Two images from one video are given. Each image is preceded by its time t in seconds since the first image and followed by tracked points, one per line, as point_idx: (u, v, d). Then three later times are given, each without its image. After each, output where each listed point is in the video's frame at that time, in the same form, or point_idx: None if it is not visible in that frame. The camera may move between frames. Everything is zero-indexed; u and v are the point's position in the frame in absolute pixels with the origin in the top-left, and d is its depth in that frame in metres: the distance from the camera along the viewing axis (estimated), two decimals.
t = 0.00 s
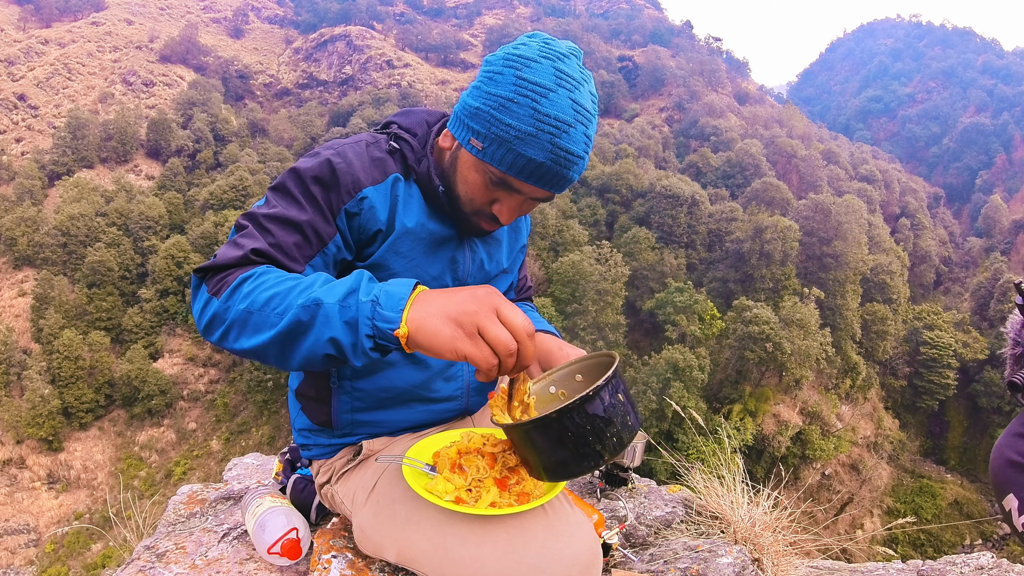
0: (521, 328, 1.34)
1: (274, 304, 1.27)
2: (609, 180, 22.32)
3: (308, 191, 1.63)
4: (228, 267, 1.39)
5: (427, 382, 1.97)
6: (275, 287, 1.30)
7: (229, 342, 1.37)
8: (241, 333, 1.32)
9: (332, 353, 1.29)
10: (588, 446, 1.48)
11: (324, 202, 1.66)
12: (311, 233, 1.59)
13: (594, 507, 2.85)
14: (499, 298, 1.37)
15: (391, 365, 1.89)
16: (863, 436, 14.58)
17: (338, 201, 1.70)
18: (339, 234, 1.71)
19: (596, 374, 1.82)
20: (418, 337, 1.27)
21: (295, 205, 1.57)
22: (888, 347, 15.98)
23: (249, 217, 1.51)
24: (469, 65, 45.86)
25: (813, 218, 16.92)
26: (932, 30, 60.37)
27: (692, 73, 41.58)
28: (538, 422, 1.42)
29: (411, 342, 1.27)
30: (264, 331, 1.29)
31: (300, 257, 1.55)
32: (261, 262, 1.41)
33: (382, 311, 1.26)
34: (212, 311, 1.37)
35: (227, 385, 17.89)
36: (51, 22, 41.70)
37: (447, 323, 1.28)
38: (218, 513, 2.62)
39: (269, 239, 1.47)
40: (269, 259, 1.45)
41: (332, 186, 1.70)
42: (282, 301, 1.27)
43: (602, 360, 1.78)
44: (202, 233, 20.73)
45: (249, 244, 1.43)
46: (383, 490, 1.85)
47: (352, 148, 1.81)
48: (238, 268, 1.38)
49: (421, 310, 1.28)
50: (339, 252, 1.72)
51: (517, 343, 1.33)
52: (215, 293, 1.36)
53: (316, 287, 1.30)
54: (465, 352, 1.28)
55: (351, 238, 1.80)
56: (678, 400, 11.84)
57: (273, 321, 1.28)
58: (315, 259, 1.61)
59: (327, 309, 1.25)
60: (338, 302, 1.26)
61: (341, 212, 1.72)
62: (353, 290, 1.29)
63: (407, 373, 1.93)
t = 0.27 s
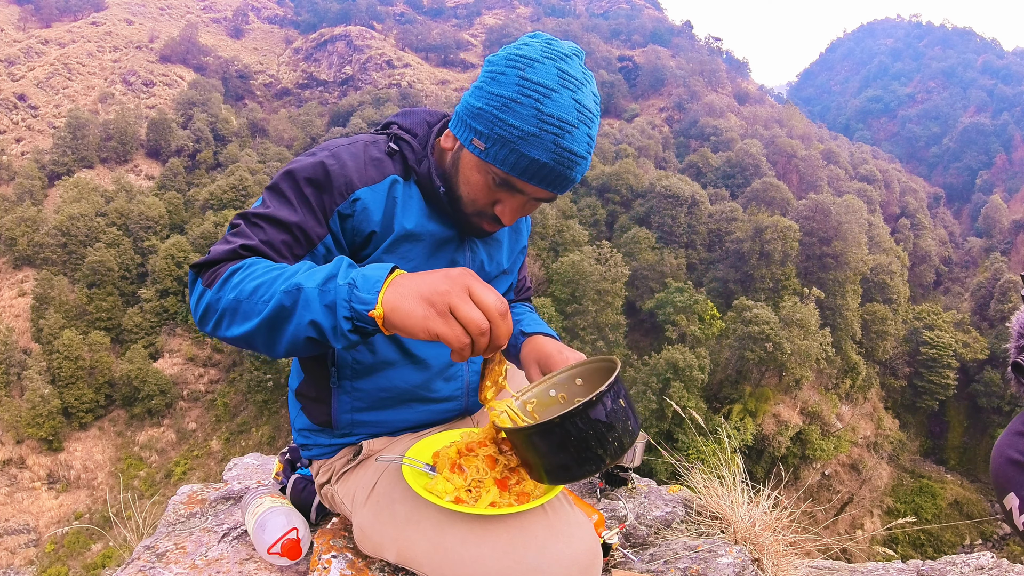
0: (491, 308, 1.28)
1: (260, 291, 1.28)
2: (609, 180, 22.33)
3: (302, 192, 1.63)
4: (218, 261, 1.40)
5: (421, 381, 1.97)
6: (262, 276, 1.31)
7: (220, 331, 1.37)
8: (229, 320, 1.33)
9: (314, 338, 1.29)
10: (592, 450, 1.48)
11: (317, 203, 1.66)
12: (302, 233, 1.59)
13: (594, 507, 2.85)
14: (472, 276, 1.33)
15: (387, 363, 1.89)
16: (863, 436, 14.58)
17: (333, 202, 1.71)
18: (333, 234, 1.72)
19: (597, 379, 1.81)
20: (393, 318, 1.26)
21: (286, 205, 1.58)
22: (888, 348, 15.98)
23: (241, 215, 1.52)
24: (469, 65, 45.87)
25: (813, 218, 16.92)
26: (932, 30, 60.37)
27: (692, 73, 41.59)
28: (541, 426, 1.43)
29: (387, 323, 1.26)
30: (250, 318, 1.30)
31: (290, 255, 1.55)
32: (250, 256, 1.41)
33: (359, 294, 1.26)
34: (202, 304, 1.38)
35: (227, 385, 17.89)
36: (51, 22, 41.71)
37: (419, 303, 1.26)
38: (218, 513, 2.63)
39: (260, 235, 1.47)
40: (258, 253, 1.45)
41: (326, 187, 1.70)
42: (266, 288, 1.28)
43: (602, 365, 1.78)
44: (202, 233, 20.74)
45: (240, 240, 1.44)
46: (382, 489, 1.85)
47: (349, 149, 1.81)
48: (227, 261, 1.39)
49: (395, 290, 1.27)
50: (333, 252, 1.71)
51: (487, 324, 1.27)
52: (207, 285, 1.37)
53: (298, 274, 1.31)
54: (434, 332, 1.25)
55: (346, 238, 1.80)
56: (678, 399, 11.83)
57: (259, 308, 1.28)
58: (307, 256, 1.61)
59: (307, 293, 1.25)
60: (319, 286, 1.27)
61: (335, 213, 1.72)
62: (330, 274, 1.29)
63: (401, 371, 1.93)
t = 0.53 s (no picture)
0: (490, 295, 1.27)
1: (259, 298, 1.27)
2: (609, 180, 22.34)
3: (303, 196, 1.62)
4: (220, 268, 1.40)
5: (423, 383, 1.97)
6: (262, 282, 1.31)
7: (224, 339, 1.38)
8: (234, 327, 1.33)
9: (312, 343, 1.28)
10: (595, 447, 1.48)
11: (318, 205, 1.66)
12: (303, 236, 1.58)
13: (595, 507, 2.85)
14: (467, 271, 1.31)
15: (388, 364, 1.89)
16: (863, 436, 14.57)
17: (334, 204, 1.71)
18: (335, 237, 1.72)
19: (599, 379, 1.81)
20: (390, 319, 1.25)
21: (289, 209, 1.57)
22: (888, 347, 15.98)
23: (242, 221, 1.52)
24: (469, 65, 45.87)
25: (813, 218, 16.93)
26: (932, 30, 60.40)
27: (692, 73, 41.60)
28: (543, 420, 1.43)
29: (384, 324, 1.25)
30: (251, 325, 1.29)
31: (292, 260, 1.54)
32: (251, 262, 1.41)
33: (355, 297, 1.26)
34: (205, 311, 1.38)
35: (227, 385, 17.90)
36: (52, 22, 41.71)
37: (412, 296, 1.24)
38: (218, 513, 2.62)
39: (261, 241, 1.47)
40: (260, 260, 1.44)
41: (327, 189, 1.69)
42: (266, 293, 1.27)
43: (605, 365, 1.78)
44: (202, 233, 20.75)
45: (242, 247, 1.44)
46: (382, 490, 1.85)
47: (349, 150, 1.81)
48: (231, 267, 1.39)
49: (394, 289, 1.27)
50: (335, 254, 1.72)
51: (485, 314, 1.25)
52: (209, 292, 1.37)
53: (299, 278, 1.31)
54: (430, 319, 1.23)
55: (347, 240, 1.80)
56: (678, 400, 11.84)
57: (258, 314, 1.28)
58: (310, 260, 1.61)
59: (305, 298, 1.25)
60: (317, 291, 1.27)
61: (336, 215, 1.72)
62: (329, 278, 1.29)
63: (402, 373, 1.93)
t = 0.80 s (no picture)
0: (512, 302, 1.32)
1: (270, 307, 1.27)
2: (609, 180, 22.33)
3: (307, 198, 1.62)
4: (227, 275, 1.39)
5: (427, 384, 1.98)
6: (271, 291, 1.30)
7: (232, 347, 1.37)
8: (243, 336, 1.32)
9: (324, 352, 1.29)
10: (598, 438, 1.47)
11: (322, 207, 1.66)
12: (309, 239, 1.58)
13: (594, 507, 2.85)
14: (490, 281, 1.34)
15: (390, 365, 1.88)
16: (863, 436, 14.56)
17: (337, 206, 1.70)
18: (338, 239, 1.72)
19: (601, 374, 1.83)
20: (407, 327, 1.25)
21: (294, 211, 1.57)
22: (888, 348, 15.99)
23: (247, 225, 1.50)
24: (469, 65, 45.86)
25: (813, 218, 16.93)
26: (932, 30, 60.38)
27: (692, 73, 41.60)
28: (547, 413, 1.42)
29: (401, 332, 1.26)
30: (261, 334, 1.29)
31: (299, 264, 1.54)
32: (259, 269, 1.41)
33: (370, 304, 1.26)
34: (213, 318, 1.37)
35: (227, 385, 17.91)
36: (52, 22, 41.71)
37: (431, 301, 1.26)
38: (218, 513, 2.62)
39: (268, 246, 1.46)
40: (267, 265, 1.44)
41: (330, 191, 1.68)
42: (277, 302, 1.27)
43: (606, 359, 1.79)
44: (202, 233, 20.74)
45: (249, 252, 1.43)
46: (382, 490, 1.85)
47: (350, 151, 1.81)
48: (239, 274, 1.39)
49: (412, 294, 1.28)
50: (338, 256, 1.72)
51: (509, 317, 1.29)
52: (216, 300, 1.37)
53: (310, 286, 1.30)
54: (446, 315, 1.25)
55: (350, 242, 1.79)
56: (678, 400, 11.84)
57: (269, 323, 1.27)
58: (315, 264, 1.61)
59: (318, 308, 1.25)
60: (330, 300, 1.27)
61: (340, 217, 1.71)
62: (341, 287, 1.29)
63: (407, 375, 1.93)
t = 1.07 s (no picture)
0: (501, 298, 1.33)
1: (262, 295, 1.28)
2: (609, 180, 22.33)
3: (303, 196, 1.62)
4: (220, 268, 1.40)
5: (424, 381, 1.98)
6: (263, 279, 1.31)
7: (226, 338, 1.37)
8: (236, 324, 1.32)
9: (316, 337, 1.29)
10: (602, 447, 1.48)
11: (317, 206, 1.66)
12: (303, 236, 1.58)
13: (594, 507, 2.85)
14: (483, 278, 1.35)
15: (388, 363, 1.88)
16: (863, 436, 14.56)
17: (334, 205, 1.71)
18: (334, 237, 1.72)
19: (603, 380, 1.83)
20: (396, 312, 1.25)
21: (288, 209, 1.58)
22: (888, 348, 15.99)
23: (242, 222, 1.51)
24: (469, 65, 45.83)
25: (813, 218, 16.93)
26: (932, 30, 60.39)
27: (692, 73, 41.60)
28: (552, 418, 1.43)
29: (390, 318, 1.26)
30: (254, 322, 1.29)
31: (292, 259, 1.54)
32: (251, 261, 1.41)
33: (360, 289, 1.26)
34: (208, 310, 1.38)
35: (228, 385, 17.92)
36: (52, 22, 41.71)
37: (425, 292, 1.26)
38: (218, 513, 2.62)
39: (261, 241, 1.46)
40: (260, 257, 1.44)
41: (326, 189, 1.69)
42: (268, 289, 1.27)
43: (610, 364, 1.79)
44: (202, 233, 20.75)
45: (243, 246, 1.44)
46: (383, 489, 1.85)
47: (348, 151, 1.81)
48: (231, 265, 1.39)
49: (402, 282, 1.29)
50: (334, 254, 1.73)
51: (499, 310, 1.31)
52: (211, 292, 1.38)
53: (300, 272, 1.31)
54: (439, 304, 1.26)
55: (347, 240, 1.80)
56: (678, 400, 11.84)
57: (262, 312, 1.28)
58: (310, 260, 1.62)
59: (307, 292, 1.25)
60: (318, 285, 1.27)
61: (336, 215, 1.72)
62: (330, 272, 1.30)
63: (403, 373, 1.93)
